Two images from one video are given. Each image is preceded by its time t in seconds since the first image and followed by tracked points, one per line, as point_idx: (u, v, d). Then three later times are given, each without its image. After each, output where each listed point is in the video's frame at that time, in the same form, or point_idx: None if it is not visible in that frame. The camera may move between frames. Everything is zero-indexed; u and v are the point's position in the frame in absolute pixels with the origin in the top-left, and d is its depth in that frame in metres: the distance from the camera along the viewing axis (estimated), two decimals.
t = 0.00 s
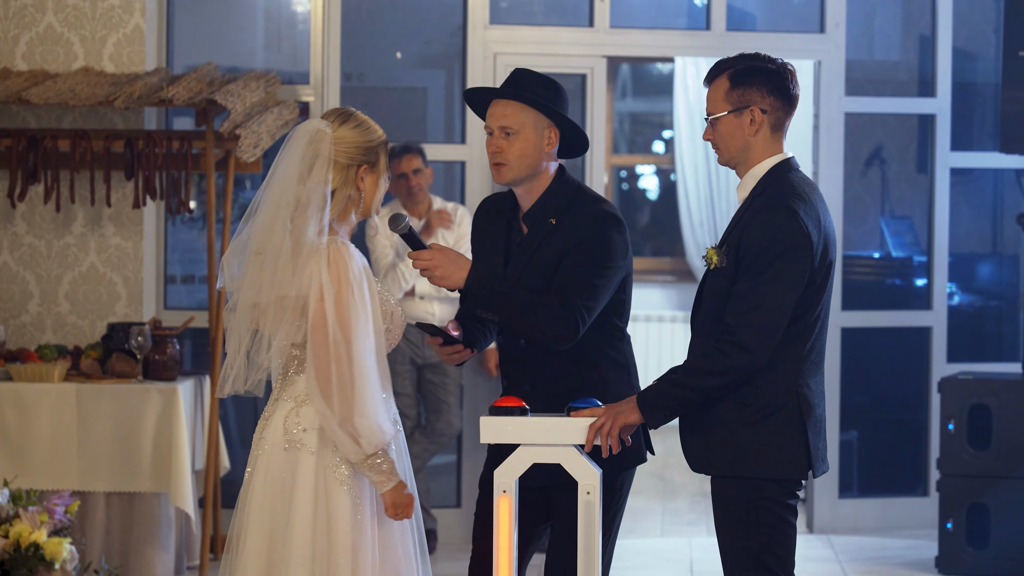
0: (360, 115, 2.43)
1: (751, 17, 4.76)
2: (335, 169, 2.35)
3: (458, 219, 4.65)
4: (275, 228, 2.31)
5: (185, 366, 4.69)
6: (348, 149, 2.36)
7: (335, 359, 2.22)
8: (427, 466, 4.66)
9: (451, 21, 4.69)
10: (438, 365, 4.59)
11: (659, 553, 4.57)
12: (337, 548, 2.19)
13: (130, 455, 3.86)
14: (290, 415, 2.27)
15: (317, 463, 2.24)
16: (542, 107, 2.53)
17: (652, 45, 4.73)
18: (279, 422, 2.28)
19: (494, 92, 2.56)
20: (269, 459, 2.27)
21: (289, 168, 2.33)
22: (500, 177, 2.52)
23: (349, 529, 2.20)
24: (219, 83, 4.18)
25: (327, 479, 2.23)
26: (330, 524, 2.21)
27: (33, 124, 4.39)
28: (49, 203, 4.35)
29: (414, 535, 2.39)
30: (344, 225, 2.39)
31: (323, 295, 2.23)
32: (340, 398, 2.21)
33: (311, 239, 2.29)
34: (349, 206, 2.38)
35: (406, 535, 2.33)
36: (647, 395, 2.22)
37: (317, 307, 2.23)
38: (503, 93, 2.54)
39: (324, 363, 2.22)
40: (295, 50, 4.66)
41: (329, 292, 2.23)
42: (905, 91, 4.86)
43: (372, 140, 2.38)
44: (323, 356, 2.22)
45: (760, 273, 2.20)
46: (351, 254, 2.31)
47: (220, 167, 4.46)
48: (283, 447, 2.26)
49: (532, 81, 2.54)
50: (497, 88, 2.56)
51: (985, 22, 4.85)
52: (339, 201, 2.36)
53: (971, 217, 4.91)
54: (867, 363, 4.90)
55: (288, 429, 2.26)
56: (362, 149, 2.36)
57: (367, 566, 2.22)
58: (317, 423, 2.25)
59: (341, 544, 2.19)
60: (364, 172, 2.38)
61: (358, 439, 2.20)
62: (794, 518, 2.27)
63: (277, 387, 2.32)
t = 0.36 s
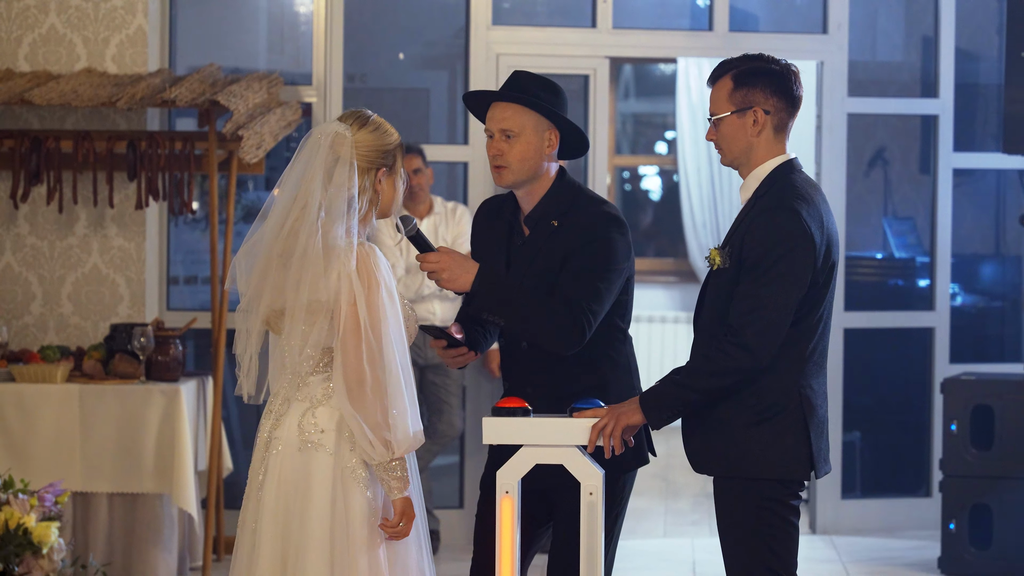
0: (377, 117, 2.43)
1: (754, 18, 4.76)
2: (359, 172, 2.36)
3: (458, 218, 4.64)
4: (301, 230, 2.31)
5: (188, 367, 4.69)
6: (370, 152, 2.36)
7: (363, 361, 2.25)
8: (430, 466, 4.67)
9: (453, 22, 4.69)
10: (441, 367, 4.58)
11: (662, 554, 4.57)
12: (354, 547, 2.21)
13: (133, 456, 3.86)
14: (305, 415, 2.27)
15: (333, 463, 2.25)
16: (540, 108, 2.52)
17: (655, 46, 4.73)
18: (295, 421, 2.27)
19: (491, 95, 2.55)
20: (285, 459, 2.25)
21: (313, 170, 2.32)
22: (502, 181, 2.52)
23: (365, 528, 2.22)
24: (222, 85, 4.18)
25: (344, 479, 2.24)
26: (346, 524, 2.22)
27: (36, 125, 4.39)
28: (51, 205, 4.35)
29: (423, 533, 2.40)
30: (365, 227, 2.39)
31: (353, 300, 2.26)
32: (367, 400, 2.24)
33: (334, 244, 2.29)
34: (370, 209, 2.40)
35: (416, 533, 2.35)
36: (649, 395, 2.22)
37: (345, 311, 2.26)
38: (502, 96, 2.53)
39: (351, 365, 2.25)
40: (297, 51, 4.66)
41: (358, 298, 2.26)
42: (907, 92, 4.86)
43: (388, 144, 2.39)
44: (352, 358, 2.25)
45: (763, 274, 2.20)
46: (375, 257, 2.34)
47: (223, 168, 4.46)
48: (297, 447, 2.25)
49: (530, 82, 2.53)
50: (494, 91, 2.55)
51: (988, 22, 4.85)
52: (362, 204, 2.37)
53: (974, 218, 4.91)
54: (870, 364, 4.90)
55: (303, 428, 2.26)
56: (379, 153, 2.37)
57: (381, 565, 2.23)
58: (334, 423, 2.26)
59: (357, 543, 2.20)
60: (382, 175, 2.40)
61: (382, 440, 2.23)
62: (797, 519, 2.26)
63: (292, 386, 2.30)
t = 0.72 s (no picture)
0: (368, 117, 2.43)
1: (756, 17, 4.76)
2: (350, 174, 2.36)
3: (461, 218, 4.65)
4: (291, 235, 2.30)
5: (189, 367, 4.69)
6: (360, 154, 2.36)
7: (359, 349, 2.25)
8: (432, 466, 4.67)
9: (456, 22, 4.69)
10: (443, 366, 4.58)
11: (663, 553, 4.57)
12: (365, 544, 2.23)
13: (135, 455, 3.86)
14: (310, 416, 2.29)
15: (340, 463, 2.27)
16: (555, 97, 2.56)
17: (657, 46, 4.73)
18: (301, 422, 2.29)
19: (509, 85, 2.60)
20: (293, 459, 2.28)
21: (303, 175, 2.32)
22: (515, 168, 2.55)
23: (375, 526, 2.24)
24: (224, 85, 4.18)
25: (352, 477, 2.27)
26: (355, 523, 2.25)
27: (38, 125, 4.39)
28: (53, 204, 4.35)
29: (432, 526, 2.44)
30: (358, 227, 2.40)
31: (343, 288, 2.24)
32: (366, 385, 2.25)
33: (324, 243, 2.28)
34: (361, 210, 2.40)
35: (425, 530, 2.38)
36: (651, 395, 2.22)
37: (340, 301, 2.24)
38: (517, 86, 2.58)
39: (347, 356, 2.25)
40: (299, 50, 4.66)
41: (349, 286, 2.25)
42: (909, 92, 4.86)
43: (377, 143, 2.38)
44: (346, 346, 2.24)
45: (764, 274, 2.20)
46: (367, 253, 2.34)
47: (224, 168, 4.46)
48: (304, 447, 2.28)
49: (544, 74, 2.58)
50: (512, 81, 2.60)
51: (990, 22, 4.85)
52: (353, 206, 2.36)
53: (976, 218, 4.91)
54: (872, 363, 4.90)
55: (308, 430, 2.28)
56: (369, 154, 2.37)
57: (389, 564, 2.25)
58: (340, 422, 2.29)
59: (366, 542, 2.23)
60: (373, 176, 2.40)
61: (386, 427, 2.26)
62: (799, 519, 2.26)
63: (296, 389, 2.33)
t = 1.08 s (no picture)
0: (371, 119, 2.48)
1: (758, 16, 4.76)
2: (346, 174, 2.40)
3: (464, 219, 4.64)
4: (272, 222, 2.35)
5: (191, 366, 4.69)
6: (357, 155, 2.41)
7: (312, 297, 2.24)
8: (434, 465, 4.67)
9: (458, 21, 4.69)
10: (445, 365, 4.59)
11: (665, 553, 4.57)
12: (375, 541, 2.24)
13: (137, 454, 3.86)
14: (316, 416, 2.31)
15: (346, 462, 2.29)
16: (589, 71, 2.55)
17: (659, 44, 4.73)
18: (306, 420, 2.31)
19: (544, 56, 2.58)
20: (298, 459, 2.28)
21: (297, 169, 2.38)
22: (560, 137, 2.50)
23: (383, 523, 2.25)
24: (226, 83, 4.17)
25: (360, 475, 2.28)
26: (364, 519, 2.26)
27: (40, 124, 4.39)
28: (55, 203, 4.35)
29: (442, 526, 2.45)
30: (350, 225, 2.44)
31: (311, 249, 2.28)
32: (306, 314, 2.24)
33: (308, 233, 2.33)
34: (352, 213, 2.44)
35: (435, 527, 2.40)
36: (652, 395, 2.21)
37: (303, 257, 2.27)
38: (551, 59, 2.55)
39: (302, 304, 2.24)
40: (301, 49, 4.66)
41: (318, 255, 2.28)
42: (912, 90, 4.85)
43: (375, 145, 2.43)
44: (298, 288, 2.24)
45: (765, 274, 2.20)
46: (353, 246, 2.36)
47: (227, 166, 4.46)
48: (310, 446, 2.29)
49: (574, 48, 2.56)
50: (547, 52, 2.57)
51: (992, 21, 4.85)
52: (344, 206, 2.40)
53: (978, 217, 4.91)
54: (875, 363, 4.90)
55: (313, 429, 2.30)
56: (366, 155, 2.41)
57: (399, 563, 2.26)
58: (345, 420, 2.31)
59: (376, 538, 2.24)
60: (371, 177, 2.44)
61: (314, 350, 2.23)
62: (800, 518, 2.26)
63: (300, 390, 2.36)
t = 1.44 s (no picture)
0: (361, 114, 2.48)
1: (760, 15, 4.76)
2: (332, 167, 2.41)
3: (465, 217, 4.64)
4: (267, 224, 2.40)
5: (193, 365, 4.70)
6: (343, 149, 2.41)
7: (313, 325, 2.29)
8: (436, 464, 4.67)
9: (459, 19, 4.69)
10: (448, 364, 4.59)
11: (667, 551, 4.57)
12: (371, 541, 2.27)
13: (138, 454, 3.86)
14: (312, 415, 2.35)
15: (342, 462, 2.32)
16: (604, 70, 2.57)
17: (661, 43, 4.73)
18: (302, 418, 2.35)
19: (564, 49, 2.53)
20: (295, 456, 2.32)
21: (286, 168, 2.41)
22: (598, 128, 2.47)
23: (380, 522, 2.28)
24: (227, 82, 4.16)
25: (354, 474, 2.31)
26: (360, 519, 2.29)
27: (41, 123, 4.39)
28: (57, 202, 4.36)
29: (441, 525, 2.48)
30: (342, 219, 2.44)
31: (313, 269, 2.28)
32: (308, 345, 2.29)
33: (298, 231, 2.35)
34: (344, 206, 2.44)
35: (435, 526, 2.43)
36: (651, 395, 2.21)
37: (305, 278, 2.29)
38: (578, 52, 2.53)
39: (303, 329, 2.29)
40: (303, 48, 4.67)
41: (317, 265, 2.29)
42: (913, 89, 4.85)
43: (362, 138, 2.43)
44: (302, 318, 2.28)
45: (767, 273, 2.19)
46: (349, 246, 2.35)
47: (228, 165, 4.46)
48: (307, 444, 2.33)
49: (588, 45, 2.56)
50: (565, 46, 2.53)
51: (993, 20, 4.85)
52: (333, 201, 2.41)
53: (980, 216, 4.91)
54: (876, 361, 4.90)
55: (310, 430, 2.33)
56: (352, 149, 2.42)
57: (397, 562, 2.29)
58: (340, 420, 2.35)
59: (370, 536, 2.27)
60: (359, 171, 2.43)
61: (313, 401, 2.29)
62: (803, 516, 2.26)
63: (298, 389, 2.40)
